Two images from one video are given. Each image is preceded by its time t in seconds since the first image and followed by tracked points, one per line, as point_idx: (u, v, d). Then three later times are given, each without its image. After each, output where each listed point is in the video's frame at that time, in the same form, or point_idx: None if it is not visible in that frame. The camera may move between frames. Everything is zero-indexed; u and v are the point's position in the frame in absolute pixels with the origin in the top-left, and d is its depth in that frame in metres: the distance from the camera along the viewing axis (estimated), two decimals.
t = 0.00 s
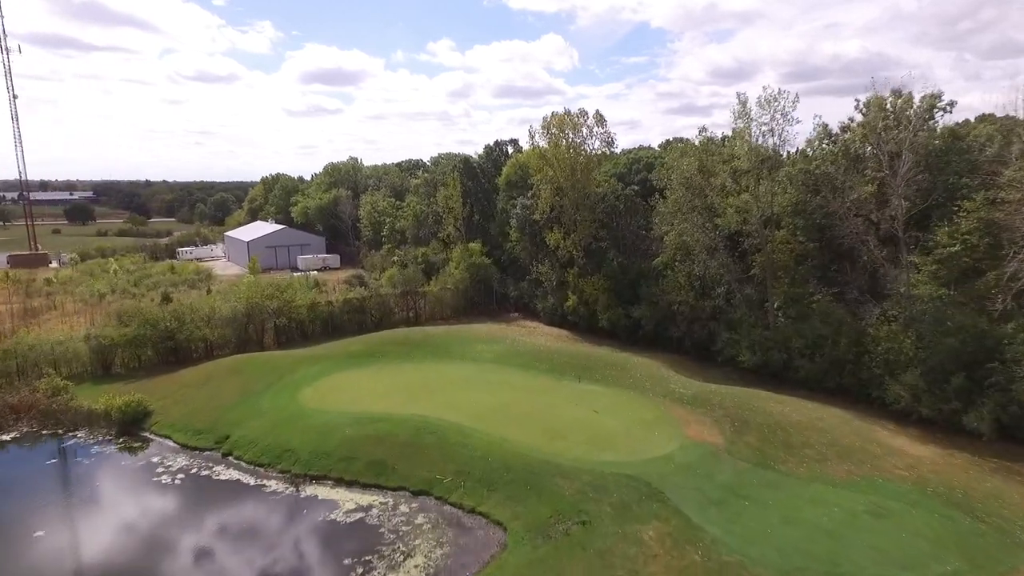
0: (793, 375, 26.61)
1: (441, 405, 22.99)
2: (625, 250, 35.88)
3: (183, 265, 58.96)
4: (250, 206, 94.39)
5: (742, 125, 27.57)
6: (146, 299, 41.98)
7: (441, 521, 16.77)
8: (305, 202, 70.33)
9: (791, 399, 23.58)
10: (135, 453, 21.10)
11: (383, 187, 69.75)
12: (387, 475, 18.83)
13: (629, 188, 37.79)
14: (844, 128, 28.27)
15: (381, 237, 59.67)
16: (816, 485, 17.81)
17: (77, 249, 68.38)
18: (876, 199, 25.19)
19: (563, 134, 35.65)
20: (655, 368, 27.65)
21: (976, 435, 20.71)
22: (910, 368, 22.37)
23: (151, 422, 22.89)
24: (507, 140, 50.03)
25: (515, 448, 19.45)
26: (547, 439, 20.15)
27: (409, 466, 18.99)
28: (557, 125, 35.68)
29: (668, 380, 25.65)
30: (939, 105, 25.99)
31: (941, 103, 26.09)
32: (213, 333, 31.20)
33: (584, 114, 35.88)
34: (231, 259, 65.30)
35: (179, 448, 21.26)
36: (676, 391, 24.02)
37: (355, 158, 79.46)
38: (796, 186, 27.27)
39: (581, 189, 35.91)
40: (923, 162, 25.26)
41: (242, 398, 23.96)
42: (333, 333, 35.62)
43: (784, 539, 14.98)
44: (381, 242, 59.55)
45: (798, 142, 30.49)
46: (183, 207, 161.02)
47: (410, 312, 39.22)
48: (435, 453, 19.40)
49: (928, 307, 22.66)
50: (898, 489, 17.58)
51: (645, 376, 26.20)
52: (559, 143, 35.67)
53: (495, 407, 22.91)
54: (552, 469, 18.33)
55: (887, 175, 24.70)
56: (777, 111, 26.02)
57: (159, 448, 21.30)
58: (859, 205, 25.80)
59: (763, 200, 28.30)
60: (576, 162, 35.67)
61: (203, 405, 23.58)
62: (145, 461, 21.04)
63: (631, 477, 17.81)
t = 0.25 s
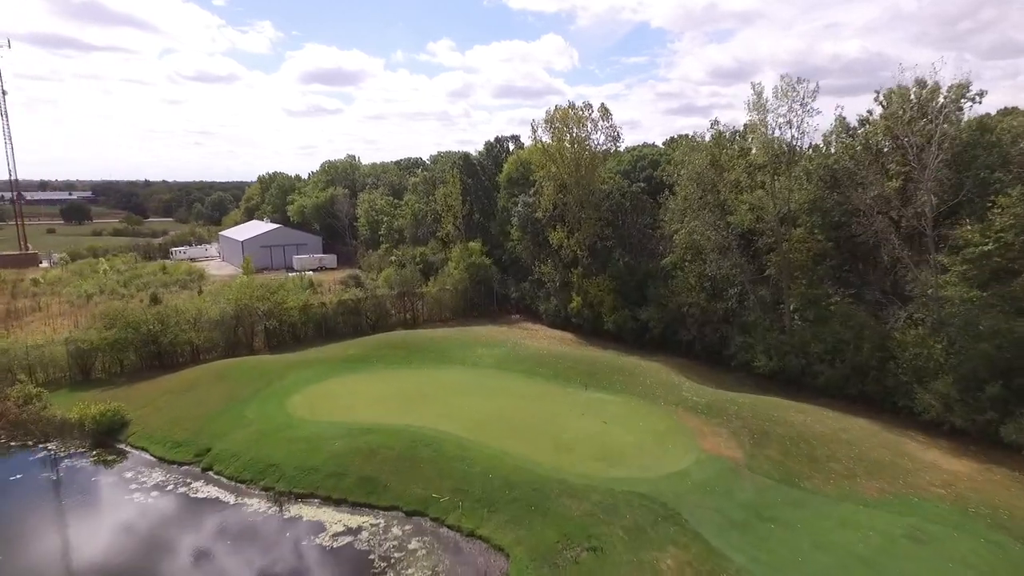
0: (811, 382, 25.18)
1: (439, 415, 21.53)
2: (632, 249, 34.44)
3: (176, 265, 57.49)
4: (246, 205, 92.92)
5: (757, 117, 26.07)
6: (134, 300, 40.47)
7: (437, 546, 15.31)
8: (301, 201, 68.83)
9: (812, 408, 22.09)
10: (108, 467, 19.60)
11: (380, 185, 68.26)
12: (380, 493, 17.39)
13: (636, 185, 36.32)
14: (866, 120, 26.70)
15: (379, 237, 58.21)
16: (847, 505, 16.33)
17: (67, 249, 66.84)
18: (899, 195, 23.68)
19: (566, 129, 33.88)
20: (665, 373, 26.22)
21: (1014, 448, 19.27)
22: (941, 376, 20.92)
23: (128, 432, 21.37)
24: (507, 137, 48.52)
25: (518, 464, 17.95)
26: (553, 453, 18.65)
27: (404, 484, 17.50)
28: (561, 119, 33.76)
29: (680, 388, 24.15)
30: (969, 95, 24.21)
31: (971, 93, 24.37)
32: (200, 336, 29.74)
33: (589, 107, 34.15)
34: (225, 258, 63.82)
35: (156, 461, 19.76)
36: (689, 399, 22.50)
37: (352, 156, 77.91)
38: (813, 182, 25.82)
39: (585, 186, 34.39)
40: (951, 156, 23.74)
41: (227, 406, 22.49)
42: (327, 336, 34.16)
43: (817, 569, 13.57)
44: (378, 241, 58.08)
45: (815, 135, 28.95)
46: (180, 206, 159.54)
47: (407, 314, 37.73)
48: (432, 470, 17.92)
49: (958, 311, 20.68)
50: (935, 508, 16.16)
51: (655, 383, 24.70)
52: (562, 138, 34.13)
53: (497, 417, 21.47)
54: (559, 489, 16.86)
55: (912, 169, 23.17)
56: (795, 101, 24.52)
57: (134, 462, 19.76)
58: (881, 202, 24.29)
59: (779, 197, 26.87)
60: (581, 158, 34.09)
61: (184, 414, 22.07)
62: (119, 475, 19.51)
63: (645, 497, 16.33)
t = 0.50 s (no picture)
0: (830, 387, 23.84)
1: (436, 424, 20.17)
2: (639, 248, 33.12)
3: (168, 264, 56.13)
4: (243, 204, 91.60)
5: (772, 108, 24.73)
6: (122, 300, 39.20)
7: (433, 572, 13.97)
8: (297, 199, 67.48)
9: (834, 416, 20.72)
10: (81, 480, 18.25)
11: (378, 183, 66.90)
12: (371, 510, 16.05)
13: (642, 181, 34.98)
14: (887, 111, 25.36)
15: (377, 235, 56.87)
16: (879, 525, 14.98)
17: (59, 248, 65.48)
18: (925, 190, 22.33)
19: (570, 123, 32.54)
20: (675, 379, 24.90)
21: None
22: (972, 383, 19.58)
23: (104, 442, 20.01)
24: (509, 132, 47.17)
25: (521, 480, 16.57)
26: (558, 467, 17.27)
27: (397, 501, 16.13)
28: (564, 112, 32.45)
29: (692, 394, 22.82)
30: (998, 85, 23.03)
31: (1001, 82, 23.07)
32: (187, 338, 28.39)
33: (593, 100, 32.82)
34: (220, 258, 62.51)
35: (132, 474, 18.38)
36: (703, 407, 21.13)
37: (350, 153, 76.52)
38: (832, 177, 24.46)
39: (590, 182, 33.02)
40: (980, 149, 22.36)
41: (211, 415, 21.14)
42: (321, 339, 32.83)
43: None
44: (376, 240, 56.75)
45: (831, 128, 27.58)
46: (178, 206, 158.21)
47: (405, 315, 36.39)
48: (427, 486, 16.57)
49: (989, 313, 19.58)
50: (976, 528, 14.83)
51: (665, 389, 23.37)
52: (566, 132, 32.76)
53: (499, 425, 20.11)
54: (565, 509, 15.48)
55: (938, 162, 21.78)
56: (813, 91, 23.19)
57: (108, 475, 18.39)
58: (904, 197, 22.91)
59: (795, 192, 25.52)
60: (585, 153, 32.71)
61: (165, 423, 20.73)
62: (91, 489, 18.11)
63: (659, 518, 14.94)
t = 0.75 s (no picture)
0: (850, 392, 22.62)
1: (435, 432, 18.93)
2: (645, 246, 31.92)
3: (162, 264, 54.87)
4: (240, 203, 90.38)
5: (788, 98, 23.50)
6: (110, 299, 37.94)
7: None
8: (294, 198, 66.23)
9: (857, 423, 19.49)
10: (52, 492, 17.00)
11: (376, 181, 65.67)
12: (364, 526, 14.83)
13: (649, 177, 33.76)
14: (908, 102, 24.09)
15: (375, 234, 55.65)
16: (915, 544, 13.80)
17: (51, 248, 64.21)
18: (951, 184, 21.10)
19: (574, 116, 31.25)
20: (686, 383, 23.69)
21: None
22: (1005, 388, 18.36)
23: (79, 452, 18.75)
24: (510, 128, 45.95)
25: (526, 495, 15.33)
26: (565, 480, 16.04)
27: (392, 517, 14.90)
28: (569, 105, 31.11)
29: (705, 399, 21.61)
30: None
31: None
32: (174, 340, 27.17)
33: (598, 92, 31.53)
34: (215, 257, 61.28)
35: (107, 486, 17.13)
36: (718, 414, 19.89)
37: (348, 151, 75.27)
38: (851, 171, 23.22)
39: (595, 177, 31.74)
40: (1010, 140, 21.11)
41: (194, 422, 19.86)
42: (315, 340, 31.61)
43: None
44: (374, 239, 55.53)
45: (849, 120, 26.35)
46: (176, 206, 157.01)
47: (402, 316, 35.17)
48: (424, 500, 15.34)
49: None
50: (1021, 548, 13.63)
51: (676, 394, 22.14)
52: (570, 125, 31.52)
53: (501, 433, 18.88)
54: (574, 527, 14.24)
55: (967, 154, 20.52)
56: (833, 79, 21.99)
57: (81, 487, 17.12)
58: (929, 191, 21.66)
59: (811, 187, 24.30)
60: (590, 147, 31.42)
61: (146, 431, 19.48)
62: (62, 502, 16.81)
63: (676, 538, 13.71)
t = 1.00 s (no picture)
0: (871, 397, 21.55)
1: (434, 439, 17.88)
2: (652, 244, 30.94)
3: (155, 263, 53.70)
4: (237, 202, 89.24)
5: (805, 87, 22.44)
6: (99, 299, 36.80)
7: None
8: (291, 195, 65.14)
9: (881, 430, 18.40)
10: (24, 505, 15.91)
11: (375, 179, 64.57)
12: (357, 543, 13.77)
13: (656, 172, 32.78)
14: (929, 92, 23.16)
15: (373, 233, 54.57)
16: (955, 562, 12.72)
17: (43, 247, 62.99)
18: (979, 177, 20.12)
19: (578, 109, 30.19)
20: (697, 387, 22.64)
21: None
22: None
23: (55, 461, 17.66)
24: (511, 123, 44.89)
25: (532, 510, 14.24)
26: (574, 492, 14.95)
27: (386, 534, 13.81)
28: (572, 98, 30.04)
29: (718, 404, 20.56)
30: None
31: None
32: (162, 341, 26.08)
33: (603, 84, 30.47)
34: (210, 256, 60.17)
35: (83, 499, 16.04)
36: (733, 420, 18.81)
37: (346, 149, 74.15)
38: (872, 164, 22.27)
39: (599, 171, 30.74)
40: None
41: (181, 430, 18.80)
42: (310, 341, 30.53)
43: None
44: (373, 237, 54.46)
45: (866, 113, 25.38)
46: (173, 205, 155.98)
47: (400, 316, 34.09)
48: (422, 516, 14.26)
49: None
50: None
51: (687, 399, 21.06)
52: (574, 118, 30.39)
53: (504, 440, 17.82)
54: (584, 546, 13.15)
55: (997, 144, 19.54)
56: (853, 67, 20.92)
57: (57, 499, 16.05)
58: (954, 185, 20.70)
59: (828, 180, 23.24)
60: (595, 140, 30.37)
61: (127, 439, 18.39)
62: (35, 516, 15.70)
63: (696, 559, 12.62)
